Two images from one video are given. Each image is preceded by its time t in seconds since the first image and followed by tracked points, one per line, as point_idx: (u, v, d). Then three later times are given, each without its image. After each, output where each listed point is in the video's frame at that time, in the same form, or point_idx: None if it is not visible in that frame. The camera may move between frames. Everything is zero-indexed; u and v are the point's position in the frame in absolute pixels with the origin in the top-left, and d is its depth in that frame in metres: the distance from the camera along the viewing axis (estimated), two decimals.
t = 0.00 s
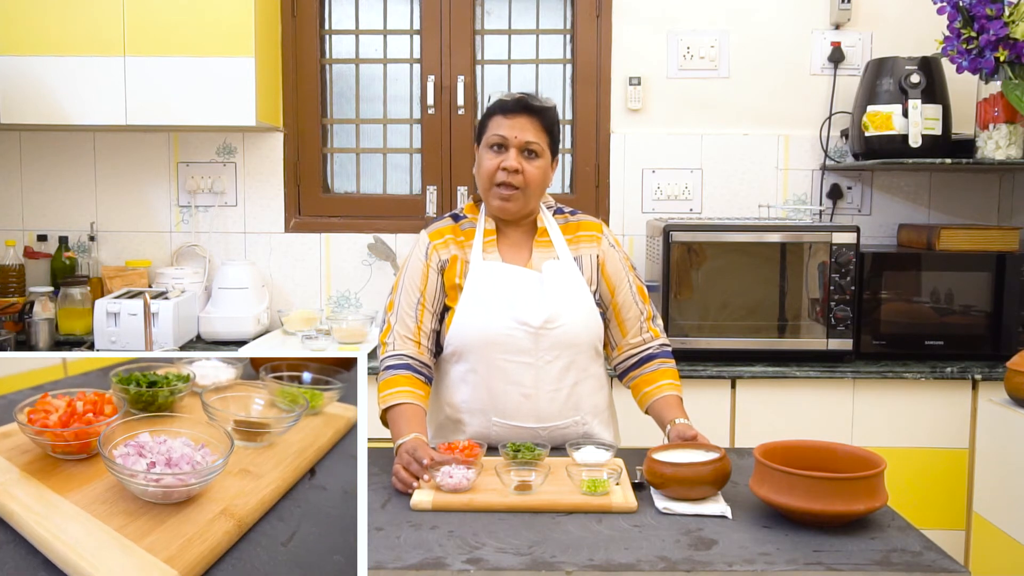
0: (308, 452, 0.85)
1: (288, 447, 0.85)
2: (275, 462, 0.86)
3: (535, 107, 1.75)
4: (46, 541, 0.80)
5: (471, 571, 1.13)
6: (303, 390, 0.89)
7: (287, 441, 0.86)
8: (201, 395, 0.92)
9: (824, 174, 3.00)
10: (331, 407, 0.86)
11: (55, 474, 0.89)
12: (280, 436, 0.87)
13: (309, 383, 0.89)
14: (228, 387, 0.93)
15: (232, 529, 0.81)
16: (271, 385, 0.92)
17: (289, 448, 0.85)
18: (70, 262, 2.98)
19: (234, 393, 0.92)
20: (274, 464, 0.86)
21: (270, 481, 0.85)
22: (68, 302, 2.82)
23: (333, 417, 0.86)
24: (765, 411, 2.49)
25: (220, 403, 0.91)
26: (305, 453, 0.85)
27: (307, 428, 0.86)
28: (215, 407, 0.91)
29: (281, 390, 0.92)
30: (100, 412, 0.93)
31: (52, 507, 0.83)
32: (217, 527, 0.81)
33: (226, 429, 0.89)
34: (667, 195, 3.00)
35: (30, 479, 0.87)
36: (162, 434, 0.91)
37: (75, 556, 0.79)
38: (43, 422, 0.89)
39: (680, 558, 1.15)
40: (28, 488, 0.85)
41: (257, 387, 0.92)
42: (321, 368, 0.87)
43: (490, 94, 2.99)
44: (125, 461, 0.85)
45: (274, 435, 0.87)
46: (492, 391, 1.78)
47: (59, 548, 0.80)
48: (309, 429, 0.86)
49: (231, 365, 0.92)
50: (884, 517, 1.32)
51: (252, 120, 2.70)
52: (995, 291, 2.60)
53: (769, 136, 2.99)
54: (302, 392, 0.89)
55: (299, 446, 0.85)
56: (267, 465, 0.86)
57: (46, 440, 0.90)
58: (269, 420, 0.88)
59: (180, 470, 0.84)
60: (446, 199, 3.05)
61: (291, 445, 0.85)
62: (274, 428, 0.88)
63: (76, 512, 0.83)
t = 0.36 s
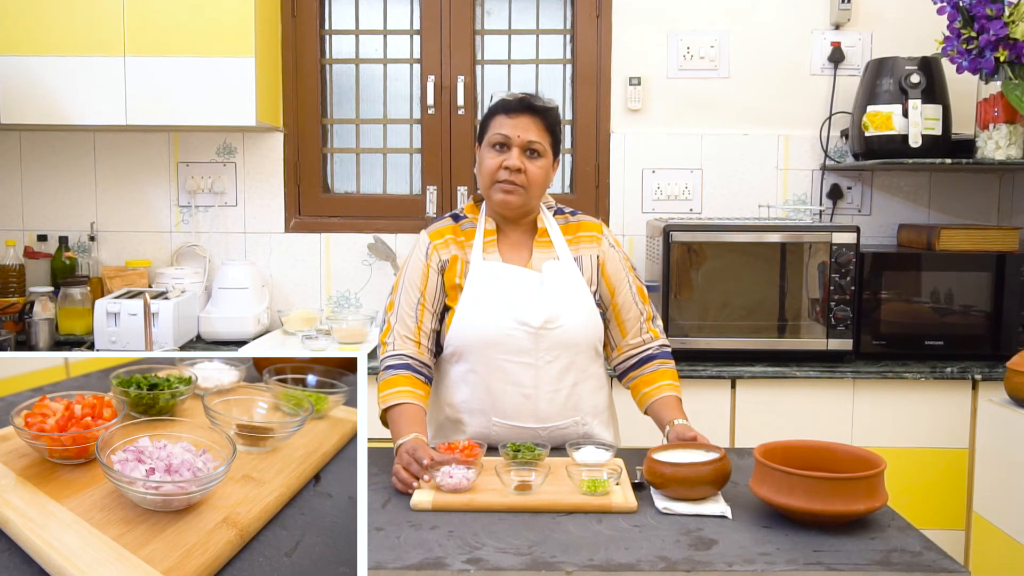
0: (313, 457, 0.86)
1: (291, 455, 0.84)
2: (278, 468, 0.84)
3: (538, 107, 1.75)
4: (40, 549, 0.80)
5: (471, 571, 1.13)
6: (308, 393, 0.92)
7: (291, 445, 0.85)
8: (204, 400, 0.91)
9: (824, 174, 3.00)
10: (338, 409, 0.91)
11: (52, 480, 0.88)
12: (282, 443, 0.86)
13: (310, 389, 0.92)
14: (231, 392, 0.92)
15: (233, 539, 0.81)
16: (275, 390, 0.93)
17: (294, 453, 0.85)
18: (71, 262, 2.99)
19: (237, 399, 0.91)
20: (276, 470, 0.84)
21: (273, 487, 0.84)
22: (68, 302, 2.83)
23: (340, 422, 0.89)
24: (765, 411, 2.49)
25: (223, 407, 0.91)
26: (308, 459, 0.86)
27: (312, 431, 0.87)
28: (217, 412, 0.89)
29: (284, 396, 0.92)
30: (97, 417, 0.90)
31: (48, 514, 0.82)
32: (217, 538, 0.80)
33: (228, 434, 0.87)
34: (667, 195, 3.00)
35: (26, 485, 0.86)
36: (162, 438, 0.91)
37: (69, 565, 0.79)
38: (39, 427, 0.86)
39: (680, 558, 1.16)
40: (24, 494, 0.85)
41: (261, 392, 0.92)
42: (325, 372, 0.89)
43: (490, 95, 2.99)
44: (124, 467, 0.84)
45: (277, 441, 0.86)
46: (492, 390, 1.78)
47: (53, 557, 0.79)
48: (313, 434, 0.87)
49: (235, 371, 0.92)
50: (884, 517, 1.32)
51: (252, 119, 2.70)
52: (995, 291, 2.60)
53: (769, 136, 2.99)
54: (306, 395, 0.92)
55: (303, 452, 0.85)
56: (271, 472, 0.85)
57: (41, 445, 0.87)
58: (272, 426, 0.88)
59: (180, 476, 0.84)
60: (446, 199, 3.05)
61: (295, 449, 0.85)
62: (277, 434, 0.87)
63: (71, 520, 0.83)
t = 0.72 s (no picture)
0: (315, 467, 0.87)
1: (295, 462, 0.86)
2: (281, 474, 0.86)
3: (536, 110, 1.76)
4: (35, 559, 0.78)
5: (471, 571, 1.13)
6: (313, 397, 0.91)
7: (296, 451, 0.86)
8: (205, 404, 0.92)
9: (824, 174, 3.00)
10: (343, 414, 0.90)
11: (49, 485, 0.86)
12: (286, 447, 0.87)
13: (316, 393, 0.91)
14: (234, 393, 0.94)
15: (234, 549, 0.81)
16: (276, 392, 0.93)
17: (298, 459, 0.86)
18: (71, 262, 2.99)
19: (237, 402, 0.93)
20: (280, 477, 0.86)
21: (276, 494, 0.85)
22: (68, 302, 2.83)
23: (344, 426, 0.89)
24: (765, 411, 2.49)
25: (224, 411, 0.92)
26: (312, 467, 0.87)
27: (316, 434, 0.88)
28: (219, 419, 0.90)
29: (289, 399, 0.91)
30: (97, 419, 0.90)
31: (44, 522, 0.81)
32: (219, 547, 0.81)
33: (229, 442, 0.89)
34: (667, 195, 3.00)
35: (23, 490, 0.84)
36: (162, 442, 0.90)
37: None
38: (35, 431, 0.86)
39: (680, 558, 1.16)
40: (20, 499, 0.83)
41: (266, 396, 0.93)
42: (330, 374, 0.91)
43: (490, 95, 2.99)
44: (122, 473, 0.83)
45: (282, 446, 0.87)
46: (492, 390, 1.78)
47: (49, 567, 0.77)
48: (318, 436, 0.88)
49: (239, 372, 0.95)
50: (884, 517, 1.32)
51: (252, 119, 2.70)
52: (995, 291, 2.60)
53: (769, 136, 2.99)
54: (310, 399, 0.91)
55: (306, 458, 0.86)
56: (274, 479, 0.86)
57: (39, 450, 0.86)
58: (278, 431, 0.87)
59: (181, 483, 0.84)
60: (446, 199, 3.05)
61: (300, 455, 0.86)
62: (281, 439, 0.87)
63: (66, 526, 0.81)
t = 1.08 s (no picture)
0: (319, 475, 0.89)
1: (298, 468, 0.87)
2: (285, 483, 0.87)
3: (534, 124, 1.72)
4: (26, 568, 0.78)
5: (471, 571, 1.13)
6: (320, 402, 0.91)
7: (301, 458, 0.88)
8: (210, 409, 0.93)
9: (824, 174, 3.00)
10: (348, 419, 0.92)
11: (46, 489, 0.87)
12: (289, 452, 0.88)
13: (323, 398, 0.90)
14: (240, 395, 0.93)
15: (233, 561, 0.82)
16: (283, 396, 0.92)
17: (303, 466, 0.87)
18: (70, 262, 2.98)
19: (240, 406, 0.93)
20: (283, 485, 0.87)
21: (280, 503, 0.86)
22: (68, 301, 2.83)
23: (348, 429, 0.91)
24: (764, 411, 2.49)
25: (227, 416, 0.92)
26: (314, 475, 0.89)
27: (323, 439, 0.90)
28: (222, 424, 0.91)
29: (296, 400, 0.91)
30: (94, 423, 0.91)
31: (38, 530, 0.81)
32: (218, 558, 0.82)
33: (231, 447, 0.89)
34: (667, 195, 3.00)
35: (19, 494, 0.85)
36: (162, 448, 0.91)
37: None
38: (31, 435, 0.86)
39: (680, 558, 1.15)
40: (14, 505, 0.83)
41: (271, 399, 0.92)
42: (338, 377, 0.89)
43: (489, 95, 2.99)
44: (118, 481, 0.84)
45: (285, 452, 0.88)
46: (492, 387, 1.78)
47: None
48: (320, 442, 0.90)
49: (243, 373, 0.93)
50: (884, 517, 1.32)
51: (252, 119, 2.70)
52: (995, 292, 2.60)
53: (769, 135, 2.99)
54: (317, 404, 0.91)
55: (310, 466, 0.88)
56: (277, 486, 0.87)
57: (35, 454, 0.87)
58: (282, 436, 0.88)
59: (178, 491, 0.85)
60: (446, 199, 3.05)
61: (304, 462, 0.87)
62: (282, 444, 0.88)
63: (60, 535, 0.81)
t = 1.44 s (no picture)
0: (326, 478, 0.89)
1: (301, 472, 0.87)
2: (288, 488, 0.87)
3: (537, 115, 1.73)
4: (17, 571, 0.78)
5: (471, 571, 1.13)
6: (326, 403, 0.94)
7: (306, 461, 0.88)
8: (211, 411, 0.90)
9: (824, 174, 3.00)
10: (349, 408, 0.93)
11: (41, 492, 0.87)
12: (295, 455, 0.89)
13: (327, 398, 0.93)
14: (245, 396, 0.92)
15: (233, 568, 0.82)
16: (293, 396, 0.93)
17: (310, 469, 0.88)
18: (70, 262, 2.99)
19: (242, 408, 0.92)
20: (287, 491, 0.87)
21: (283, 508, 0.86)
22: (68, 302, 2.82)
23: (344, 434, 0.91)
24: (764, 410, 2.49)
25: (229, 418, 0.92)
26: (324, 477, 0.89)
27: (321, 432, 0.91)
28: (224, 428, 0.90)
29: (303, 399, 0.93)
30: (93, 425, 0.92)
31: (31, 534, 0.81)
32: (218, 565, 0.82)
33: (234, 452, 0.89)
34: (667, 195, 3.00)
35: (14, 497, 0.86)
36: (160, 450, 0.91)
37: None
38: (27, 436, 0.88)
39: (680, 558, 1.16)
40: (8, 509, 0.84)
41: (276, 399, 0.93)
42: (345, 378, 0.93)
43: (490, 95, 2.99)
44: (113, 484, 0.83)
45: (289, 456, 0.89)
46: (494, 385, 1.79)
47: None
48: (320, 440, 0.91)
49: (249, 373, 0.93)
50: (884, 517, 1.32)
51: (252, 120, 2.70)
52: (995, 291, 2.60)
53: (769, 135, 2.99)
54: (320, 404, 0.93)
55: (317, 469, 0.89)
56: (280, 492, 0.87)
57: (32, 457, 0.88)
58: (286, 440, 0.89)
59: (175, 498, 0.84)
60: (446, 199, 3.05)
61: (309, 466, 0.88)
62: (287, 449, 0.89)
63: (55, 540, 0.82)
